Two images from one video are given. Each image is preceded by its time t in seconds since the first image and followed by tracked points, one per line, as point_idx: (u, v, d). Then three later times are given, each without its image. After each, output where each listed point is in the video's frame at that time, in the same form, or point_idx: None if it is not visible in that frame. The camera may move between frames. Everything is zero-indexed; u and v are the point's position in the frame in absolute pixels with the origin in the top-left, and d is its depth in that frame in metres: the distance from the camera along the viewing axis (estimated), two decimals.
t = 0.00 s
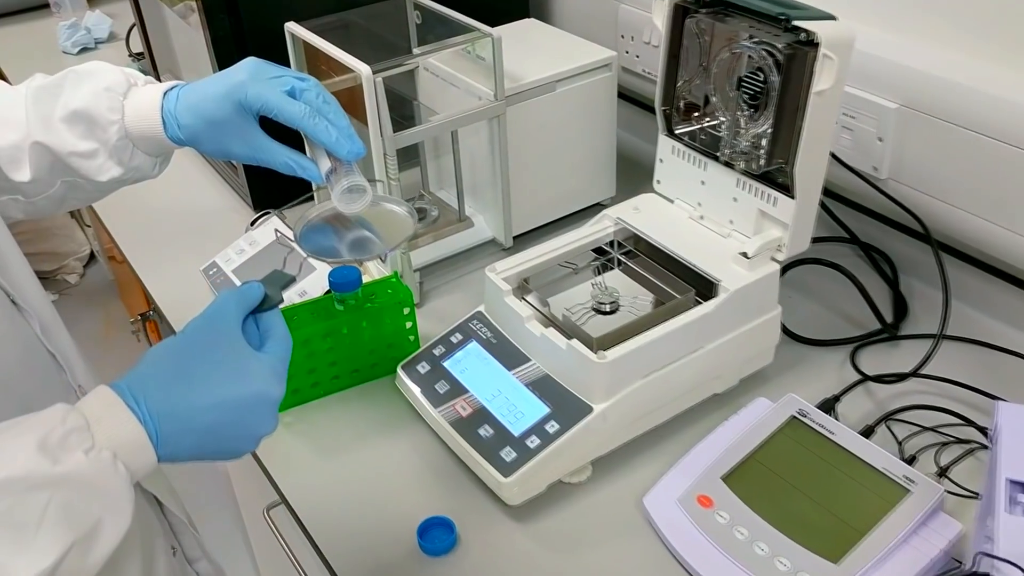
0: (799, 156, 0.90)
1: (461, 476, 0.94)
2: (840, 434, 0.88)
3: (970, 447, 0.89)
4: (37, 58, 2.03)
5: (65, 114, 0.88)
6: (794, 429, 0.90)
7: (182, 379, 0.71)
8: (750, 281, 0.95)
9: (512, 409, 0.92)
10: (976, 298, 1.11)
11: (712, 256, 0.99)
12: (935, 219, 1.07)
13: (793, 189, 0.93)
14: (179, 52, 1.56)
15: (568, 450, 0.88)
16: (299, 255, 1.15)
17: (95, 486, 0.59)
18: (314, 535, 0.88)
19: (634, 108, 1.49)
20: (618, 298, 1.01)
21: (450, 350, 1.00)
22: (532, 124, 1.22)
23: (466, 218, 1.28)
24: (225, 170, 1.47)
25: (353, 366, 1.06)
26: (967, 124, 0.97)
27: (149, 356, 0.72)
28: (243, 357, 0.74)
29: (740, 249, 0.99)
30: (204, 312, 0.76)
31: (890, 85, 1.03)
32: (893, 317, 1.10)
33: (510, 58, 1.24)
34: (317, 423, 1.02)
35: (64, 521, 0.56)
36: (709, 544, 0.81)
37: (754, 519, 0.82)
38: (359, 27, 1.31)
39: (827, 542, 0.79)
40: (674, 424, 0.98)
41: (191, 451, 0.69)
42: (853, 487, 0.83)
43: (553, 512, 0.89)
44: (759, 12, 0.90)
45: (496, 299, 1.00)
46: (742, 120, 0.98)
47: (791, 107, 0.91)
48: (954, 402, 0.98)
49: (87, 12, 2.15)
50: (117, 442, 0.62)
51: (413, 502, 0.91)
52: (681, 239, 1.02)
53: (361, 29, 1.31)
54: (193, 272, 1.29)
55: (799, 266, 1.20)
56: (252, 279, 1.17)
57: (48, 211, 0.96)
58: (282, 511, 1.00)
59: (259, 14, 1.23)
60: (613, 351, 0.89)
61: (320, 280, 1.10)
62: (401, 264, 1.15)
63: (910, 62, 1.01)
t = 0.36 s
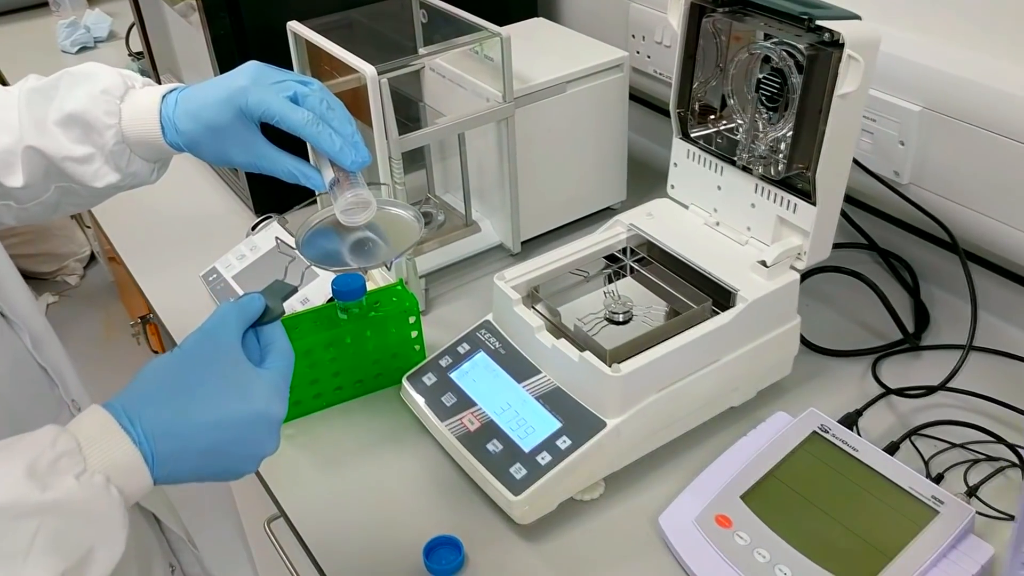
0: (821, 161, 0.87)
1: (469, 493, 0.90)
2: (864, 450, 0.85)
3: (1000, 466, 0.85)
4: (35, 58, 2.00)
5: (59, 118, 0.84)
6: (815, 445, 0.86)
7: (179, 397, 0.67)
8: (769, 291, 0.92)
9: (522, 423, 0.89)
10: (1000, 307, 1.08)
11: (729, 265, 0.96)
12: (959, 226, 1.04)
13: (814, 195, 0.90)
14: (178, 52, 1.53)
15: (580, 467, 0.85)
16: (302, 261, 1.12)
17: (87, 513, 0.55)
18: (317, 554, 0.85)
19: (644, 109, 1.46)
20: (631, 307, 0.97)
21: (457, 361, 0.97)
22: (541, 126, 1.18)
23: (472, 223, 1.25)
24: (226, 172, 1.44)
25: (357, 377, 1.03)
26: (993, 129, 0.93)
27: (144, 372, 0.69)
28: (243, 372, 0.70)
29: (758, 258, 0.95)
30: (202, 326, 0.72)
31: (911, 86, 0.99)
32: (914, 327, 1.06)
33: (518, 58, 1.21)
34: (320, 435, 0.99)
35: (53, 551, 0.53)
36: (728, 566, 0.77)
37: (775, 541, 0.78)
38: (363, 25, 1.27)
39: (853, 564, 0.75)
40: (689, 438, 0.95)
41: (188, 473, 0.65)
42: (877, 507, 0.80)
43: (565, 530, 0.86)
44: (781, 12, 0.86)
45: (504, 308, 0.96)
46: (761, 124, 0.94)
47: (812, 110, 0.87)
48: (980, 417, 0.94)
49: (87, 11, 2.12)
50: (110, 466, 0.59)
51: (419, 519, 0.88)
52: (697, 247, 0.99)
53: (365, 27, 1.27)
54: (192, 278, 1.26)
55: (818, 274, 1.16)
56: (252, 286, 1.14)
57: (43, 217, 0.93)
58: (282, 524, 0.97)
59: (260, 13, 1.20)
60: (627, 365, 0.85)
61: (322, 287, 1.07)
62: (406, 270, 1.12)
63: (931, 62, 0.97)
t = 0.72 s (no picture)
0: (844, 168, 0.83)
1: (478, 509, 0.87)
2: (887, 469, 0.81)
3: None
4: (34, 56, 1.97)
5: (52, 122, 0.81)
6: (836, 463, 0.83)
7: (174, 414, 0.65)
8: (788, 302, 0.88)
9: (532, 438, 0.86)
10: None
11: (746, 274, 0.92)
12: (983, 234, 1.01)
13: (836, 202, 0.86)
14: (180, 51, 1.50)
15: (593, 484, 0.82)
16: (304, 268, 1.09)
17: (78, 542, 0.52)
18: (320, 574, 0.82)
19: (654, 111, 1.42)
20: (645, 317, 0.94)
21: (464, 372, 0.94)
22: (550, 129, 1.15)
23: (479, 228, 1.22)
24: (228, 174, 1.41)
25: (361, 388, 1.00)
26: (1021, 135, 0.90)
27: (139, 388, 0.66)
28: (241, 387, 0.68)
29: (776, 267, 0.92)
30: (200, 339, 0.70)
31: (933, 89, 0.96)
32: (936, 338, 1.03)
33: (527, 60, 1.18)
34: (323, 448, 0.96)
35: None
36: None
37: (796, 563, 0.75)
38: (367, 24, 1.24)
39: None
40: (705, 453, 0.92)
41: (184, 494, 0.63)
42: (902, 528, 0.77)
43: (577, 550, 0.83)
44: (803, 12, 0.83)
45: (513, 318, 0.93)
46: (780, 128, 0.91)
47: (834, 114, 0.83)
48: (1007, 432, 0.91)
49: (87, 9, 2.09)
50: (101, 490, 0.56)
51: (426, 537, 0.85)
52: (712, 256, 0.96)
53: (369, 27, 1.24)
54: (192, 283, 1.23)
55: (839, 283, 1.12)
56: (253, 293, 1.11)
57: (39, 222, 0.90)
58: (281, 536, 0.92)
59: (262, 12, 1.17)
60: (641, 379, 0.82)
61: (325, 294, 1.05)
62: (411, 276, 1.09)
63: (956, 63, 0.94)
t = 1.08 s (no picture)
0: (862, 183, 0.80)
1: (480, 536, 0.84)
2: (908, 497, 0.78)
3: None
4: (30, 58, 1.95)
5: (37, 134, 0.78)
6: (854, 490, 0.80)
7: (161, 454, 0.65)
8: (804, 321, 0.85)
9: (536, 462, 0.83)
10: None
11: (759, 291, 0.89)
12: (1003, 249, 0.97)
13: (853, 218, 0.83)
14: (177, 55, 1.47)
15: (600, 512, 0.79)
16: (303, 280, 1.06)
17: None
18: None
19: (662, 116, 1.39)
20: (654, 335, 0.91)
21: (467, 392, 0.91)
22: (556, 138, 1.12)
23: (482, 239, 1.19)
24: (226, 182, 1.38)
25: (360, 407, 0.97)
26: None
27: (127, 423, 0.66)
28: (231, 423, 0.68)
29: (790, 284, 0.89)
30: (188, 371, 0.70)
31: (951, 99, 0.93)
32: (953, 355, 0.99)
33: (531, 66, 1.15)
34: (321, 469, 0.93)
35: None
36: None
37: None
38: (369, 29, 1.22)
39: None
40: (715, 477, 0.89)
41: (171, 535, 0.63)
42: (924, 561, 0.73)
43: None
44: (820, 21, 0.79)
45: (517, 336, 0.90)
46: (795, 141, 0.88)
47: (852, 126, 0.80)
48: None
49: (84, 10, 2.06)
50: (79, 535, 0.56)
51: (426, 566, 0.82)
52: (724, 271, 0.92)
53: (370, 32, 1.20)
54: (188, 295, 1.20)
55: (853, 298, 1.09)
56: (249, 306, 1.08)
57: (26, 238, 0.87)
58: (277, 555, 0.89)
59: (260, 17, 1.13)
60: (651, 402, 0.79)
61: (324, 309, 1.02)
62: (412, 291, 1.05)
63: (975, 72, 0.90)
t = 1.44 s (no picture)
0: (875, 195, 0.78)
1: (482, 557, 0.82)
2: (922, 517, 0.76)
3: None
4: (26, 61, 1.93)
5: (26, 147, 0.82)
6: (867, 508, 0.78)
7: (152, 485, 0.66)
8: (815, 335, 0.83)
9: (541, 480, 0.80)
10: None
11: (767, 303, 0.87)
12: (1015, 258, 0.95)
13: (865, 229, 0.81)
14: (173, 59, 1.45)
15: (607, 533, 0.77)
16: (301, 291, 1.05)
17: None
18: None
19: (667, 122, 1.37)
20: (660, 349, 0.88)
21: (469, 407, 0.88)
22: (558, 145, 1.10)
23: (484, 247, 1.18)
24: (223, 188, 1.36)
25: (360, 422, 0.94)
26: None
27: (120, 454, 0.68)
28: (225, 452, 0.69)
29: (801, 296, 0.87)
30: (180, 396, 0.71)
31: (965, 106, 0.90)
32: (966, 367, 0.97)
33: (533, 71, 1.13)
34: (319, 486, 0.91)
35: None
36: None
37: None
38: (368, 33, 1.18)
39: None
40: (723, 494, 0.87)
41: (165, 564, 0.65)
42: None
43: None
44: (833, 27, 0.77)
45: (521, 349, 0.88)
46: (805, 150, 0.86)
47: (865, 135, 0.78)
48: None
49: (80, 12, 2.04)
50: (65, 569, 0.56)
51: None
52: (732, 283, 0.90)
53: (370, 36, 1.18)
54: (183, 304, 1.18)
55: (863, 309, 1.07)
56: (246, 317, 1.06)
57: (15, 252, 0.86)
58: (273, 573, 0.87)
59: (257, 22, 1.11)
60: (658, 420, 0.77)
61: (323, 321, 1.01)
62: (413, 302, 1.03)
63: (989, 78, 0.88)
